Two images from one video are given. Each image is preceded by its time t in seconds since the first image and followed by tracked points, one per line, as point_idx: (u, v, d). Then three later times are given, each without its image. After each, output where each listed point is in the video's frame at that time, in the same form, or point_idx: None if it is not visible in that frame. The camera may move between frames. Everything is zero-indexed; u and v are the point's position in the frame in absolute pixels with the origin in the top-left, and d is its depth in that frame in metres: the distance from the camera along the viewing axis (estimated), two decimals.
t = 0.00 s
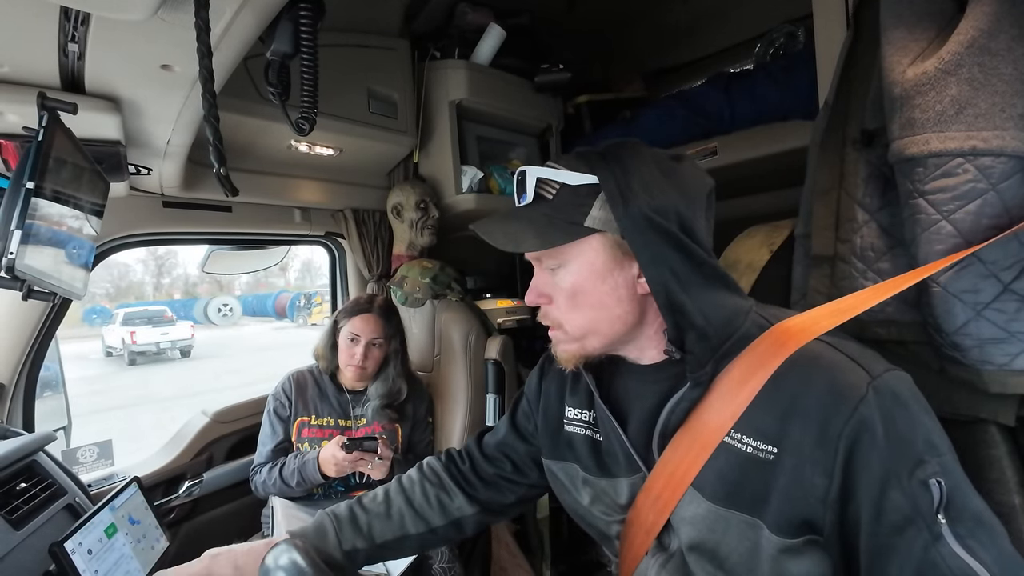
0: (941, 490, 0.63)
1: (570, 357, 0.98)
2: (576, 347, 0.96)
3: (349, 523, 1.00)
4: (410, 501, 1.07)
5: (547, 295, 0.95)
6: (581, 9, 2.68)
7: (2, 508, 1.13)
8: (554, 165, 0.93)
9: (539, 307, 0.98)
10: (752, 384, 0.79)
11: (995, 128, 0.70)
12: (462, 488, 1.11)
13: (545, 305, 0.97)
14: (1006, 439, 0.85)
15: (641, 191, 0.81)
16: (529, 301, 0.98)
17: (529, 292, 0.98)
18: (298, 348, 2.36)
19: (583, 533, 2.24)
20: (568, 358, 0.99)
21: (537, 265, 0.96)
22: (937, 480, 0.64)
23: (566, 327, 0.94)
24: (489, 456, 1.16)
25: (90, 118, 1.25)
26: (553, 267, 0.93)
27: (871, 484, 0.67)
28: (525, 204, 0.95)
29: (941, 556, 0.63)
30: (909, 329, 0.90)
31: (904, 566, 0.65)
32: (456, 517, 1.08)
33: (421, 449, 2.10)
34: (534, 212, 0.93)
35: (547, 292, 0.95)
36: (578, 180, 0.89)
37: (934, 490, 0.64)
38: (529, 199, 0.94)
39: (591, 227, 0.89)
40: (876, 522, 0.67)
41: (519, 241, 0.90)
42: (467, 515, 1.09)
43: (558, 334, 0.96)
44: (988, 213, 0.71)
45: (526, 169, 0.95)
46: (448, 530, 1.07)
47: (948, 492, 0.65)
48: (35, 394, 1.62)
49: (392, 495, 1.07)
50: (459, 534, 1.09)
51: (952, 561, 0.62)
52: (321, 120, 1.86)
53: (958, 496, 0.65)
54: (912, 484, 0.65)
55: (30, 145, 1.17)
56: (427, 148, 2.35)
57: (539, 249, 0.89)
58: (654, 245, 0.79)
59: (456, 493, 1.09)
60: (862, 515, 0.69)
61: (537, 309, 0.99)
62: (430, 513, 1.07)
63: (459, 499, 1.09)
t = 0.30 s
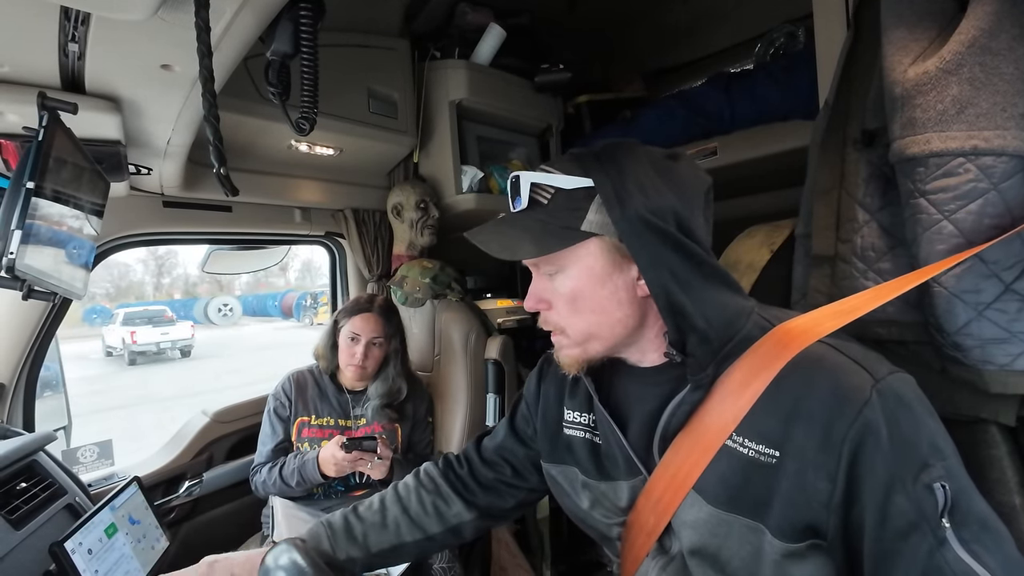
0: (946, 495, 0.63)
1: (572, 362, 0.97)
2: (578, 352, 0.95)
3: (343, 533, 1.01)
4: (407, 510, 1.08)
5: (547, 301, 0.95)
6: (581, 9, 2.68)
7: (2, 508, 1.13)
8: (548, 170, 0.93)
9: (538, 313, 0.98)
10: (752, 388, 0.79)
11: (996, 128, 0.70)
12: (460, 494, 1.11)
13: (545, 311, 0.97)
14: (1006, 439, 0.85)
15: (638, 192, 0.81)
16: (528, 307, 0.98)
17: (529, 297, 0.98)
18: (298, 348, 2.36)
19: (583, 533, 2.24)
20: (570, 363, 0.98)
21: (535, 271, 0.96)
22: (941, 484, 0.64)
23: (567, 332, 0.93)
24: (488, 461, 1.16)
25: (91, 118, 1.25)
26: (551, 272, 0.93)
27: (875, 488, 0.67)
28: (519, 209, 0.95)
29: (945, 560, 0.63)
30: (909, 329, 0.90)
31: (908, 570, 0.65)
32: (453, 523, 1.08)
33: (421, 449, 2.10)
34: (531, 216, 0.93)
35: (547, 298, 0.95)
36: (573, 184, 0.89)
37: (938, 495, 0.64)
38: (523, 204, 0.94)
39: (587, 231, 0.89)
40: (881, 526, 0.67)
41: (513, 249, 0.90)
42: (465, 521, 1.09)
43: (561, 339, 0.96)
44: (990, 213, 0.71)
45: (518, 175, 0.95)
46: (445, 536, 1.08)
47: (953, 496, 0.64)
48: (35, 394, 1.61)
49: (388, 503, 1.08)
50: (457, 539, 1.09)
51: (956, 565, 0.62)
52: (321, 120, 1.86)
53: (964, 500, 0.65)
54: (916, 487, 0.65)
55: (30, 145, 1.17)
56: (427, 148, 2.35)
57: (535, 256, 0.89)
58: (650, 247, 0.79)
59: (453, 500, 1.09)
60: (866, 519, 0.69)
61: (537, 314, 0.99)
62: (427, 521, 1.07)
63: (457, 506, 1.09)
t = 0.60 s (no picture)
0: (947, 498, 0.63)
1: (575, 360, 0.98)
2: (580, 350, 0.95)
3: (362, 496, 1.06)
4: (421, 489, 1.11)
5: (549, 299, 0.95)
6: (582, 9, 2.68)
7: (2, 508, 1.13)
8: (549, 168, 0.94)
9: (542, 311, 0.98)
10: (753, 388, 0.79)
11: (997, 128, 0.70)
12: (473, 482, 1.13)
13: (548, 309, 0.97)
14: (1006, 439, 0.85)
15: (639, 191, 0.81)
16: (531, 305, 0.98)
17: (531, 295, 0.98)
18: (298, 348, 2.36)
19: (584, 533, 2.24)
20: (573, 361, 0.98)
21: (538, 269, 0.95)
22: (943, 487, 0.63)
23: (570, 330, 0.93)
24: (497, 459, 1.17)
25: (91, 118, 1.25)
26: (553, 270, 0.93)
27: (876, 490, 0.67)
28: (522, 208, 0.96)
29: (946, 563, 0.63)
30: (910, 329, 0.89)
31: (908, 572, 0.65)
32: (463, 506, 1.09)
33: (422, 449, 2.10)
34: (533, 216, 0.93)
35: (549, 296, 0.95)
36: (574, 182, 0.89)
37: (939, 498, 0.63)
38: (526, 202, 0.95)
39: (589, 229, 0.89)
40: (881, 528, 0.67)
41: (515, 247, 0.90)
42: (474, 506, 1.10)
43: (563, 337, 0.96)
44: (990, 212, 0.71)
45: (521, 173, 0.96)
46: (454, 518, 1.08)
47: (955, 499, 0.64)
48: (35, 394, 1.62)
49: (406, 482, 1.12)
50: (466, 524, 1.08)
51: (957, 568, 0.62)
52: (321, 119, 1.86)
53: (965, 503, 0.64)
54: (917, 490, 0.65)
55: (31, 145, 1.17)
56: (428, 148, 2.35)
57: (537, 254, 0.89)
58: (652, 245, 0.79)
59: (465, 485, 1.12)
60: (867, 521, 0.69)
61: (540, 312, 0.99)
62: (438, 500, 1.09)
63: (468, 491, 1.11)
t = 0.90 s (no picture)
0: (943, 495, 0.63)
1: (579, 359, 0.98)
2: (583, 349, 0.96)
3: (365, 496, 1.07)
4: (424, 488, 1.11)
5: (552, 298, 0.95)
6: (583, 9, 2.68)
7: (3, 508, 1.13)
8: (549, 170, 0.94)
9: (544, 311, 0.98)
10: (752, 385, 0.79)
11: (996, 128, 0.70)
12: (475, 481, 1.13)
13: (551, 308, 0.97)
14: (1006, 439, 0.85)
15: (637, 191, 0.81)
16: (534, 305, 0.98)
17: (534, 295, 0.98)
18: (298, 348, 2.36)
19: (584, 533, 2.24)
20: (577, 360, 0.99)
21: (540, 269, 0.95)
22: (939, 484, 0.64)
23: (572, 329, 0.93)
24: (501, 457, 1.17)
25: (91, 118, 1.25)
26: (555, 270, 0.93)
27: (872, 487, 0.67)
28: (523, 210, 0.96)
29: (943, 561, 0.63)
30: (910, 329, 0.89)
31: (905, 570, 0.65)
32: (467, 505, 1.09)
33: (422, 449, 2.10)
34: (533, 217, 0.93)
35: (552, 296, 0.95)
36: (575, 184, 0.90)
37: (935, 495, 0.63)
38: (527, 205, 0.95)
39: (589, 229, 0.89)
40: (878, 525, 0.67)
41: (517, 249, 0.90)
42: (478, 505, 1.10)
43: (566, 336, 0.96)
44: (990, 212, 0.71)
45: (521, 177, 0.96)
46: (457, 517, 1.08)
47: (951, 497, 0.64)
48: (36, 394, 1.62)
49: (409, 482, 1.12)
50: (469, 522, 1.09)
51: (953, 566, 0.62)
52: (321, 119, 1.86)
53: (962, 500, 0.65)
54: (913, 487, 0.65)
55: (31, 145, 1.17)
56: (428, 148, 2.35)
57: (538, 254, 0.89)
58: (651, 244, 0.79)
59: (468, 484, 1.13)
60: (864, 517, 0.69)
61: (543, 312, 0.99)
62: (442, 499, 1.10)
63: (471, 490, 1.11)
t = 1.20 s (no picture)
0: (940, 492, 0.63)
1: (576, 361, 0.98)
2: (581, 351, 0.95)
3: (362, 534, 1.01)
4: (421, 510, 1.08)
5: (550, 300, 0.95)
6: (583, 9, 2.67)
7: (3, 508, 1.13)
8: (546, 172, 0.94)
9: (542, 312, 0.98)
10: (750, 385, 0.79)
11: (996, 128, 0.70)
12: (473, 496, 1.11)
13: (549, 310, 0.97)
14: (1006, 439, 0.85)
15: (634, 192, 0.81)
16: (532, 307, 0.98)
17: (532, 297, 0.98)
18: (298, 348, 2.36)
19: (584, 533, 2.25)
20: (574, 361, 0.98)
21: (537, 270, 0.96)
22: (935, 481, 0.64)
23: (571, 330, 0.93)
24: (497, 461, 1.16)
25: (91, 118, 1.25)
26: (553, 271, 0.93)
27: (869, 485, 0.67)
28: (520, 211, 0.96)
29: (940, 558, 0.63)
30: (910, 329, 0.89)
31: (902, 568, 0.65)
32: (467, 524, 1.08)
33: (422, 449, 2.10)
34: (531, 219, 0.93)
35: (550, 297, 0.94)
36: (571, 185, 0.90)
37: (932, 492, 0.63)
38: (524, 207, 0.95)
39: (586, 230, 0.89)
40: (875, 523, 0.67)
41: (515, 250, 0.90)
42: (478, 522, 1.09)
43: (564, 338, 0.96)
44: (990, 212, 0.71)
45: (518, 178, 0.96)
46: (459, 537, 1.08)
47: (948, 494, 0.64)
48: (36, 394, 1.62)
49: (404, 504, 1.08)
50: (471, 539, 1.09)
51: (950, 563, 0.62)
52: (321, 119, 1.86)
53: (959, 498, 0.65)
54: (910, 484, 0.65)
55: (31, 145, 1.17)
56: (428, 148, 2.35)
57: (536, 256, 0.88)
58: (648, 244, 0.79)
59: (466, 501, 1.10)
60: (861, 515, 0.69)
61: (541, 314, 0.99)
62: (442, 520, 1.07)
63: (469, 506, 1.09)
